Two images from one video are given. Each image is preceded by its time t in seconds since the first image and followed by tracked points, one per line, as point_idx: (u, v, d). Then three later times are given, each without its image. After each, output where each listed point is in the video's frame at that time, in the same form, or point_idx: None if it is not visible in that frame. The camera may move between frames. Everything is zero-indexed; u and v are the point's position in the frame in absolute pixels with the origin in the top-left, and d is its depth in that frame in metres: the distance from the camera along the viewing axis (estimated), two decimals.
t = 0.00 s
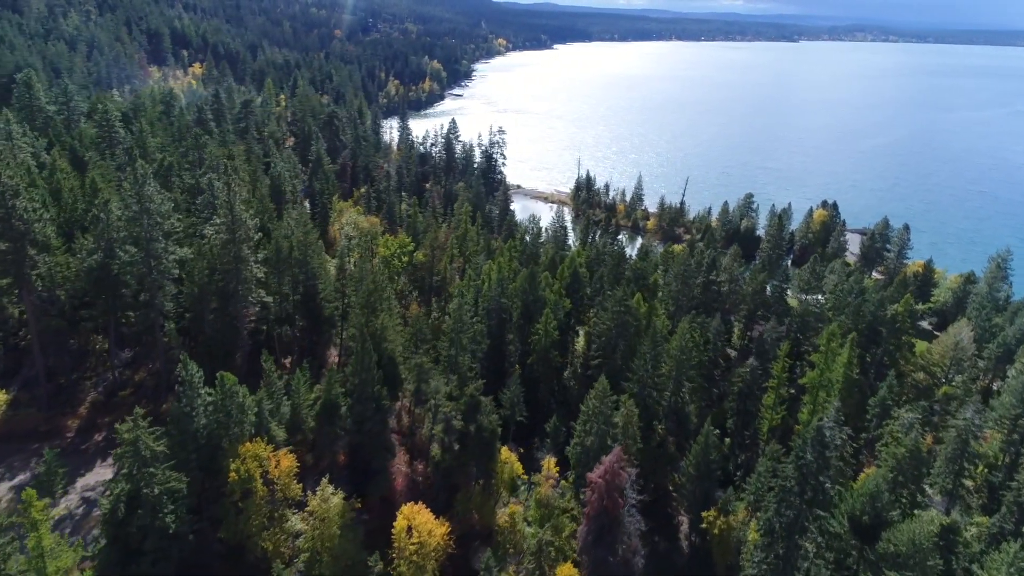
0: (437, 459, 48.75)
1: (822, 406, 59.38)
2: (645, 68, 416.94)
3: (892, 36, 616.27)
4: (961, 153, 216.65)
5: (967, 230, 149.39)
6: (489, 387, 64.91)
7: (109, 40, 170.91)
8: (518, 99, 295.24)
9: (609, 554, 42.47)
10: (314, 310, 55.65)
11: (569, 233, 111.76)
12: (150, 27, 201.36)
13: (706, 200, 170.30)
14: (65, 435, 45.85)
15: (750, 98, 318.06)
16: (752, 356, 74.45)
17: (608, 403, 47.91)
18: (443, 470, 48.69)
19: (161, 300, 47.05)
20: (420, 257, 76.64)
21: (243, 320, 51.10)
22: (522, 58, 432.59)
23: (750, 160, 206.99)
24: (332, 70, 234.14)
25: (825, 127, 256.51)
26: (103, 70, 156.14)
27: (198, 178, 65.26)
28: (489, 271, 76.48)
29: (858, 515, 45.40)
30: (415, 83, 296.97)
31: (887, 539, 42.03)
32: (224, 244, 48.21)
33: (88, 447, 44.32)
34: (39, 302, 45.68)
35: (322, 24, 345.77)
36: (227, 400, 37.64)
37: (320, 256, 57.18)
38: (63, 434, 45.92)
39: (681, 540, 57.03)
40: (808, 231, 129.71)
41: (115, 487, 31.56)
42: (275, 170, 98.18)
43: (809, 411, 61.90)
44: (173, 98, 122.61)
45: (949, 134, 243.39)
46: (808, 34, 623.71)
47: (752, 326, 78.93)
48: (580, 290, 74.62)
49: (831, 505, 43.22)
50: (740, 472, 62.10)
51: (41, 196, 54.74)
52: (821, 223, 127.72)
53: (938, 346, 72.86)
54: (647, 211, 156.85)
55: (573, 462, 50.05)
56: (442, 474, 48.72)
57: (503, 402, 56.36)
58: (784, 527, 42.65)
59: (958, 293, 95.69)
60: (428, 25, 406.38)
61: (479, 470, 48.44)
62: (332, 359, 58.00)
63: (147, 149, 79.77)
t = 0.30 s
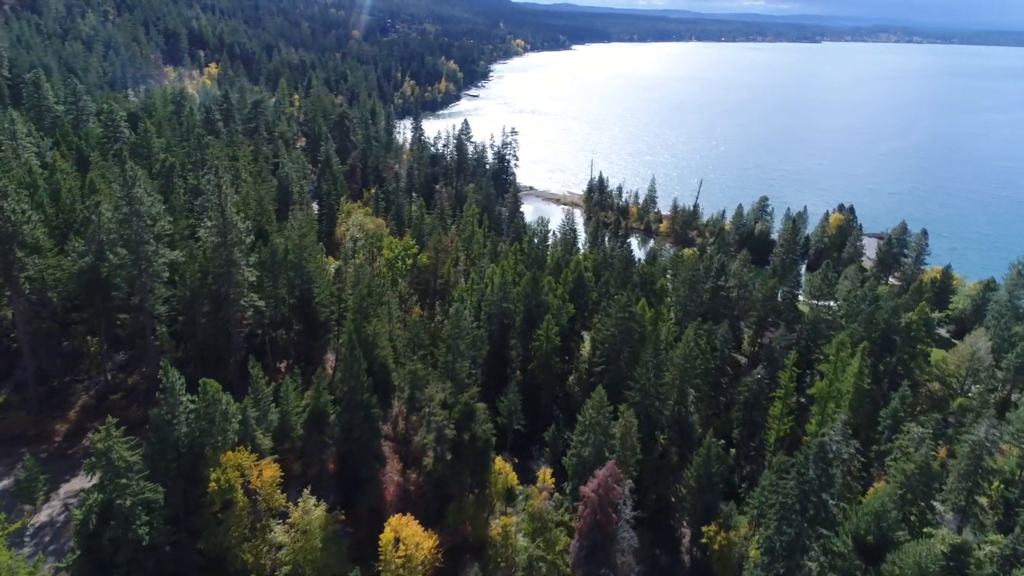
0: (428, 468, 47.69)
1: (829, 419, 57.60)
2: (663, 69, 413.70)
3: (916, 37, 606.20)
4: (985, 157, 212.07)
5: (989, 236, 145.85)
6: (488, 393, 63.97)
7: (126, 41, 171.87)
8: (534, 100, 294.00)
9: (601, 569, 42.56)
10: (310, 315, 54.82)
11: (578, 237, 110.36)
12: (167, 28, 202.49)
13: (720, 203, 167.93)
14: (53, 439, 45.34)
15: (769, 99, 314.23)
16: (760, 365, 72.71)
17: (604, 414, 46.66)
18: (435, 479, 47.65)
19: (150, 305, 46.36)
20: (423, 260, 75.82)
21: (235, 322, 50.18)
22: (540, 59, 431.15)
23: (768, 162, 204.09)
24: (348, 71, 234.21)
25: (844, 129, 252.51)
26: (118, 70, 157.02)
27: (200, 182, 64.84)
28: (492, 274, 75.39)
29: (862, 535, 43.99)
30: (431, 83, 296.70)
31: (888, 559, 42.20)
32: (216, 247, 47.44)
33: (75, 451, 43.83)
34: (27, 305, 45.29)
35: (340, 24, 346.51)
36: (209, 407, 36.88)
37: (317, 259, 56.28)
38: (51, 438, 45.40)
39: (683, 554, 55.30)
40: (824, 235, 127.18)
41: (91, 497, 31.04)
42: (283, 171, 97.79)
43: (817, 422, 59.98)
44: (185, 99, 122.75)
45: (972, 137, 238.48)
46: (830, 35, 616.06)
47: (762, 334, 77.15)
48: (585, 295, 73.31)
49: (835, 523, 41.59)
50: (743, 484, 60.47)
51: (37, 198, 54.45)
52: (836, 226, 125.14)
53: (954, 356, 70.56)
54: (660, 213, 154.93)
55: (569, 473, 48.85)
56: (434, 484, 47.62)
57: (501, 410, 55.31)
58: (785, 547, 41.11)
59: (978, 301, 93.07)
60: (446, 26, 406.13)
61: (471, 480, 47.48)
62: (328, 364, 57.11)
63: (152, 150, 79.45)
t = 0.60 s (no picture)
0: (414, 479, 46.76)
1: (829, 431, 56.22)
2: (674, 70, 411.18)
3: (931, 39, 599.94)
4: (999, 160, 208.93)
5: (1002, 240, 143.36)
6: (482, 398, 63.12)
7: (133, 41, 172.03)
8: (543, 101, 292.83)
9: None
10: (298, 321, 53.96)
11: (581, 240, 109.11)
12: (175, 28, 202.76)
13: (728, 205, 166.16)
14: (33, 445, 44.72)
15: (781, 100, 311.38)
16: (762, 372, 71.25)
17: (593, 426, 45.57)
18: (421, 488, 46.79)
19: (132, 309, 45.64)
20: (421, 264, 74.92)
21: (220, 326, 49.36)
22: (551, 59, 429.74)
23: (777, 164, 201.92)
24: (356, 71, 233.93)
25: (856, 131, 249.69)
26: (125, 71, 157.08)
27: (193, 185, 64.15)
28: (490, 277, 74.31)
29: (858, 553, 42.33)
30: (440, 84, 295.91)
31: None
32: (199, 251, 46.67)
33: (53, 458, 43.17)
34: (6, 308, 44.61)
35: (351, 24, 346.43)
36: (184, 416, 36.10)
37: (306, 263, 55.40)
38: (30, 444, 44.77)
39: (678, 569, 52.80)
40: (832, 239, 125.17)
41: (53, 509, 30.28)
42: (282, 172, 97.16)
43: (817, 433, 58.60)
44: (188, 100, 122.48)
45: (987, 139, 235.13)
46: (844, 36, 610.64)
47: (765, 341, 75.66)
48: (583, 300, 72.07)
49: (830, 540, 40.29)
50: (741, 495, 59.17)
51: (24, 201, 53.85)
52: (845, 229, 123.08)
53: (960, 366, 68.75)
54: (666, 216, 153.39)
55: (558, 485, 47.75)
56: (419, 494, 46.65)
57: (492, 418, 54.33)
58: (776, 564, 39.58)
59: (988, 308, 91.08)
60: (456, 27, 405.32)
61: (457, 491, 46.55)
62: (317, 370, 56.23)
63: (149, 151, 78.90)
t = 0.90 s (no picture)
0: (394, 489, 45.70)
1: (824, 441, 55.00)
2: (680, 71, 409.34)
3: (940, 40, 595.95)
4: (1006, 162, 206.61)
5: (1008, 243, 141.42)
6: (469, 404, 62.11)
7: (134, 41, 171.49)
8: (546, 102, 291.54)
9: None
10: (280, 325, 52.97)
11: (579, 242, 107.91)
12: (177, 28, 202.31)
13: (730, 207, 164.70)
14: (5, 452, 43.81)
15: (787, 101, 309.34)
16: (759, 379, 69.98)
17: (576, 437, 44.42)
18: (401, 499, 45.74)
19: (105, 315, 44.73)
20: (412, 267, 73.90)
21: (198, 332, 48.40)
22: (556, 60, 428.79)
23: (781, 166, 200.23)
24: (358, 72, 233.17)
25: (862, 133, 247.63)
26: (124, 71, 156.50)
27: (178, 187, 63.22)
28: (483, 281, 73.26)
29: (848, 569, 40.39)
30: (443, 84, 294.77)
31: None
32: (175, 255, 45.78)
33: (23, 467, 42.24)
34: None
35: (354, 24, 345.66)
36: (151, 426, 35.01)
37: (289, 267, 54.39)
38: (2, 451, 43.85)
39: None
40: (834, 241, 123.52)
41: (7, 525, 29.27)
42: (275, 173, 96.27)
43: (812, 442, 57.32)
44: (185, 100, 121.70)
45: (994, 141, 232.76)
46: (851, 36, 607.07)
47: (763, 346, 74.39)
48: (576, 304, 70.89)
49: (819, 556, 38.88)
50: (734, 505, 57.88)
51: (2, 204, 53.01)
52: (847, 232, 121.37)
53: (961, 373, 66.87)
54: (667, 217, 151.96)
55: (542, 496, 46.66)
56: (399, 505, 45.62)
57: (478, 426, 53.24)
58: None
59: (991, 312, 89.53)
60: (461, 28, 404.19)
61: (438, 503, 45.48)
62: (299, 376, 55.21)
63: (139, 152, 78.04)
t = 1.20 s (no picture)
0: (371, 499, 44.77)
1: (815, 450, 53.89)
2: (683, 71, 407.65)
3: (945, 40, 592.85)
4: (1010, 164, 204.78)
5: (1011, 246, 139.76)
6: (455, 410, 61.24)
7: (131, 41, 170.73)
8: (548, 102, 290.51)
9: None
10: (259, 331, 51.94)
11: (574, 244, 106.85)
12: (176, 28, 201.70)
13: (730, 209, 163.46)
14: None
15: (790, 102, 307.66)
16: (753, 385, 68.95)
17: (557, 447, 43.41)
18: (378, 510, 44.80)
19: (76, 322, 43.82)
20: (402, 270, 72.99)
21: (173, 338, 47.50)
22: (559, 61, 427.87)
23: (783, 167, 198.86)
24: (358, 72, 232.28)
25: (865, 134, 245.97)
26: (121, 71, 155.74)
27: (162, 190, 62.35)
28: (474, 284, 72.24)
29: None
30: (444, 84, 293.63)
31: None
32: (148, 261, 44.86)
33: None
34: None
35: (356, 24, 344.89)
36: (114, 437, 34.02)
37: (269, 271, 53.39)
38: None
39: None
40: (834, 244, 122.07)
41: None
42: (267, 174, 95.42)
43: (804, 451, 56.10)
44: (179, 100, 120.94)
45: (999, 143, 230.73)
46: (856, 37, 604.00)
47: (759, 351, 73.32)
48: (566, 309, 69.77)
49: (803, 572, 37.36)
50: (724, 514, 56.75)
51: None
52: (847, 234, 119.82)
53: (959, 380, 63.58)
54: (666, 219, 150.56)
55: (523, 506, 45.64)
56: (377, 515, 44.71)
57: (461, 434, 52.18)
58: None
59: (992, 316, 88.20)
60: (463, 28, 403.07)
61: (415, 513, 44.50)
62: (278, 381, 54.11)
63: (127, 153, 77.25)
